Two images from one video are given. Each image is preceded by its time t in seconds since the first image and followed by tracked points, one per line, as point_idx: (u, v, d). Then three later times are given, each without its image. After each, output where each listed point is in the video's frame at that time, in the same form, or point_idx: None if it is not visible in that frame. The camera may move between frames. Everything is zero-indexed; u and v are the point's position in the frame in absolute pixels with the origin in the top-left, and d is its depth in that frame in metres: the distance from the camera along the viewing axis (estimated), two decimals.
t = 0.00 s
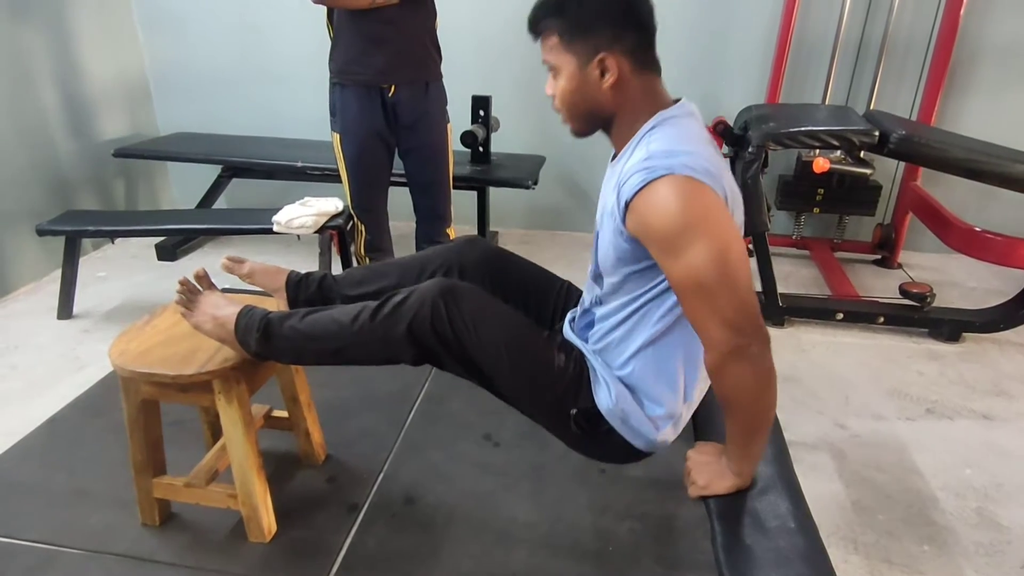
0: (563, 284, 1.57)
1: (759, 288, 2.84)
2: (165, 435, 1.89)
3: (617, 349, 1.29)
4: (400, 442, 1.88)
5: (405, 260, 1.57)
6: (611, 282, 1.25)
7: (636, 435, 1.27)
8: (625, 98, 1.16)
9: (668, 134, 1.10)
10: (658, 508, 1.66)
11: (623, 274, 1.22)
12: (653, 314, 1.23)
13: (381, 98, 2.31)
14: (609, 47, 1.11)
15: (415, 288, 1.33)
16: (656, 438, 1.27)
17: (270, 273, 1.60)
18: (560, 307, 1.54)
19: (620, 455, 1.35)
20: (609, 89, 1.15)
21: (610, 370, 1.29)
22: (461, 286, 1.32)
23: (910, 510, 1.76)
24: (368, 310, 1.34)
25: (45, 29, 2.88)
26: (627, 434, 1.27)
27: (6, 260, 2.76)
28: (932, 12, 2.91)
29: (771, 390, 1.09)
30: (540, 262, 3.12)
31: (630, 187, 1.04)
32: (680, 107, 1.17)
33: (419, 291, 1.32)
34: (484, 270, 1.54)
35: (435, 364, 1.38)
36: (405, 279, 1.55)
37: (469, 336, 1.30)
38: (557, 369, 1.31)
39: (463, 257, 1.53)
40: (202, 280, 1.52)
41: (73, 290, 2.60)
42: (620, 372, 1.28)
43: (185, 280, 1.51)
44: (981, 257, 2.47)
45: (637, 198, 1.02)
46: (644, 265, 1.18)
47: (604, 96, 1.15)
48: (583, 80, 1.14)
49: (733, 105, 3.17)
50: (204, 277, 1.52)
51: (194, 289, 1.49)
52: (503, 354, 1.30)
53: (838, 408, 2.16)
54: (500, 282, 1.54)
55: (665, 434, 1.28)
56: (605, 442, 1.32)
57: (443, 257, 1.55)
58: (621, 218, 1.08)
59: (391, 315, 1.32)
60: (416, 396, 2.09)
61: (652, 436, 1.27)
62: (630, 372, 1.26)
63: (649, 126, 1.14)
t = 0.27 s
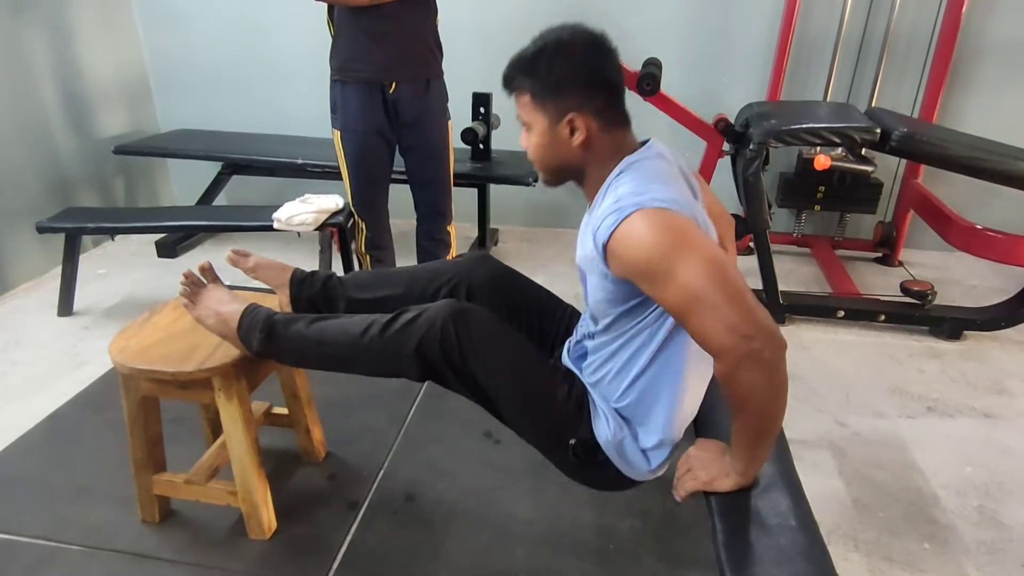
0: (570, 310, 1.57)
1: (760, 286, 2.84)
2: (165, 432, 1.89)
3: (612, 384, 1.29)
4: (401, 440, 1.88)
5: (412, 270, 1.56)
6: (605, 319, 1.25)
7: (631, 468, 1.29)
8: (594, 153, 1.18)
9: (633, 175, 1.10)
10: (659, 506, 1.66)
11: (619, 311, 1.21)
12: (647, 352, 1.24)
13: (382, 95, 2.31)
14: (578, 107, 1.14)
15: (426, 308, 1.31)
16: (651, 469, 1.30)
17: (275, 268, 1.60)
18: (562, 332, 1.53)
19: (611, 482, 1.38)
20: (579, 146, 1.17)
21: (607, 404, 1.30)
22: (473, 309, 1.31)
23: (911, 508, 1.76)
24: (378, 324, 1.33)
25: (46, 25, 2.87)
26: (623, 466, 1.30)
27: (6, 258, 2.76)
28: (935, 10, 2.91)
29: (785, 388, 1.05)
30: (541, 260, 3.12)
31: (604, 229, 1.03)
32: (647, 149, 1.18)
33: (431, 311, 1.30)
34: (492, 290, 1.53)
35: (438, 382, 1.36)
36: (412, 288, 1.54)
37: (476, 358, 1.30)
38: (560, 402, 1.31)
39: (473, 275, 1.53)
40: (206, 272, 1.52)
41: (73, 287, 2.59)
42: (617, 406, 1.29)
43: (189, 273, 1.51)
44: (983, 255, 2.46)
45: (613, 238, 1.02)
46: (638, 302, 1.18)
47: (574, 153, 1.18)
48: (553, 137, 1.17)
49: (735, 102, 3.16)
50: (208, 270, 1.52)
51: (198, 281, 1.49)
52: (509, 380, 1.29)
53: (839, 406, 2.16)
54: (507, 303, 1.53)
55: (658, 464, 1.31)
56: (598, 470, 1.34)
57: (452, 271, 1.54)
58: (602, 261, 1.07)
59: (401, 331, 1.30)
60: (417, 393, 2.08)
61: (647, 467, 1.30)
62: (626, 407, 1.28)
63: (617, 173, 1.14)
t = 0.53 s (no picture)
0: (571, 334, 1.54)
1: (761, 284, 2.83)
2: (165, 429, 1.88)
3: (610, 413, 1.30)
4: (401, 437, 1.88)
5: (418, 281, 1.56)
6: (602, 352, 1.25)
7: (628, 495, 1.30)
8: (574, 205, 1.19)
9: (608, 214, 1.10)
10: (659, 504, 1.66)
11: (613, 345, 1.21)
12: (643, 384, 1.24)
13: (383, 91, 2.30)
14: (555, 164, 1.14)
15: (436, 326, 1.31)
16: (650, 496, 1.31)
17: (279, 265, 1.60)
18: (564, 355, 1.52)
19: (607, 508, 1.38)
20: (559, 199, 1.18)
21: (607, 430, 1.31)
22: (483, 330, 1.31)
23: (912, 505, 1.75)
24: (387, 337, 1.33)
25: (45, 22, 2.87)
26: (622, 494, 1.31)
27: (6, 255, 2.76)
28: (937, 6, 2.90)
29: (790, 383, 1.04)
30: (541, 257, 3.12)
31: (589, 268, 1.03)
32: (626, 189, 1.16)
33: (440, 330, 1.30)
34: (496, 309, 1.51)
35: (441, 398, 1.37)
36: (416, 301, 1.54)
37: (483, 377, 1.30)
38: (560, 426, 1.32)
39: (480, 291, 1.51)
40: (215, 266, 1.50)
41: (73, 284, 2.59)
42: (615, 433, 1.30)
43: (198, 265, 1.50)
44: (985, 252, 2.46)
45: (599, 275, 1.01)
46: (633, 336, 1.18)
47: (554, 205, 1.19)
48: (533, 192, 1.18)
49: (736, 99, 3.16)
50: (216, 263, 1.50)
51: (205, 274, 1.48)
52: (513, 402, 1.30)
53: (840, 403, 2.16)
54: (511, 322, 1.50)
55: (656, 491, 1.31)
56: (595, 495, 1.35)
57: (460, 285, 1.53)
58: (592, 301, 1.07)
59: (410, 348, 1.31)
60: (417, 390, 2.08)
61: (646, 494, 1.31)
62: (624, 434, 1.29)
63: (597, 216, 1.12)
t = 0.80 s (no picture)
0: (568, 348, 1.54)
1: (762, 282, 2.83)
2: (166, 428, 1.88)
3: (604, 434, 1.29)
4: (401, 436, 1.88)
5: (421, 290, 1.56)
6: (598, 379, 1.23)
7: (622, 512, 1.31)
8: (566, 243, 1.19)
9: (593, 245, 1.09)
10: (659, 503, 1.66)
11: (608, 371, 1.19)
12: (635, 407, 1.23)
13: (383, 89, 2.30)
14: (543, 205, 1.14)
15: (441, 338, 1.31)
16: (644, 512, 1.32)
17: (285, 264, 1.57)
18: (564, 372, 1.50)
19: (601, 523, 1.39)
20: (549, 237, 1.18)
21: (601, 449, 1.30)
22: (488, 347, 1.30)
23: (914, 504, 1.75)
24: (392, 345, 1.32)
25: (45, 20, 2.86)
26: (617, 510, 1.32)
27: (7, 254, 2.76)
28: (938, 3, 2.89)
29: (788, 380, 1.03)
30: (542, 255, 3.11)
31: (579, 299, 1.02)
32: (613, 220, 1.13)
33: (445, 342, 1.30)
34: (498, 322, 1.51)
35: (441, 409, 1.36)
36: (420, 308, 1.55)
37: (485, 392, 1.29)
38: (558, 443, 1.31)
39: (483, 305, 1.51)
40: (221, 262, 1.50)
41: (74, 282, 2.59)
42: (609, 453, 1.30)
43: (204, 261, 1.49)
44: (986, 250, 2.45)
45: (590, 304, 1.00)
46: (628, 361, 1.17)
47: (545, 242, 1.19)
48: (524, 230, 1.18)
49: (737, 97, 3.15)
50: (223, 259, 1.49)
51: (211, 270, 1.47)
52: (514, 421, 1.30)
53: (841, 402, 2.15)
54: (511, 335, 1.50)
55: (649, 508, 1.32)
56: (589, 510, 1.36)
57: (463, 297, 1.54)
58: (586, 331, 1.05)
59: (413, 359, 1.30)
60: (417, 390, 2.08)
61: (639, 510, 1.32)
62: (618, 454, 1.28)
63: (586, 248, 1.10)
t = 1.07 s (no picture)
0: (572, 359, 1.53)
1: (764, 283, 2.83)
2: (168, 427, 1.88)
3: (603, 450, 1.27)
4: (403, 436, 1.87)
5: (427, 295, 1.56)
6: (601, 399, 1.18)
7: (619, 530, 1.29)
8: (560, 274, 1.19)
9: (586, 271, 1.10)
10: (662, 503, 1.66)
11: (609, 393, 1.16)
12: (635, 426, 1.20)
13: (386, 88, 2.30)
14: (538, 239, 1.14)
15: (447, 353, 1.31)
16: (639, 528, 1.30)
17: (291, 263, 1.57)
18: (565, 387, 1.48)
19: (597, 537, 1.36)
20: (544, 269, 1.18)
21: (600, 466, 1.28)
22: (493, 363, 1.29)
23: (917, 505, 1.75)
24: (398, 357, 1.32)
25: (49, 19, 2.87)
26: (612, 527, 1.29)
27: (9, 253, 2.76)
28: (942, 3, 2.89)
29: (786, 378, 1.03)
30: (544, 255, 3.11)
31: (579, 324, 1.02)
32: (607, 245, 1.13)
33: (452, 357, 1.30)
34: (501, 335, 1.49)
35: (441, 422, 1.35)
36: (425, 314, 1.55)
37: (489, 409, 1.28)
38: (559, 457, 1.28)
39: (488, 317, 1.50)
40: (228, 260, 1.49)
41: (76, 281, 2.59)
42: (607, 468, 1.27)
43: (212, 258, 1.49)
44: (989, 250, 2.45)
45: (590, 327, 1.00)
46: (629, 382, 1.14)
47: (540, 274, 1.20)
48: (519, 261, 1.18)
49: (740, 96, 3.15)
50: (230, 258, 1.49)
51: (218, 268, 1.47)
52: (516, 438, 1.27)
53: (844, 402, 2.15)
54: (518, 347, 1.47)
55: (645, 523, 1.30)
56: (587, 526, 1.32)
57: (468, 307, 1.53)
58: (589, 354, 1.04)
59: (419, 373, 1.30)
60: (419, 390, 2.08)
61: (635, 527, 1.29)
62: (616, 470, 1.26)
63: (581, 273, 1.10)
